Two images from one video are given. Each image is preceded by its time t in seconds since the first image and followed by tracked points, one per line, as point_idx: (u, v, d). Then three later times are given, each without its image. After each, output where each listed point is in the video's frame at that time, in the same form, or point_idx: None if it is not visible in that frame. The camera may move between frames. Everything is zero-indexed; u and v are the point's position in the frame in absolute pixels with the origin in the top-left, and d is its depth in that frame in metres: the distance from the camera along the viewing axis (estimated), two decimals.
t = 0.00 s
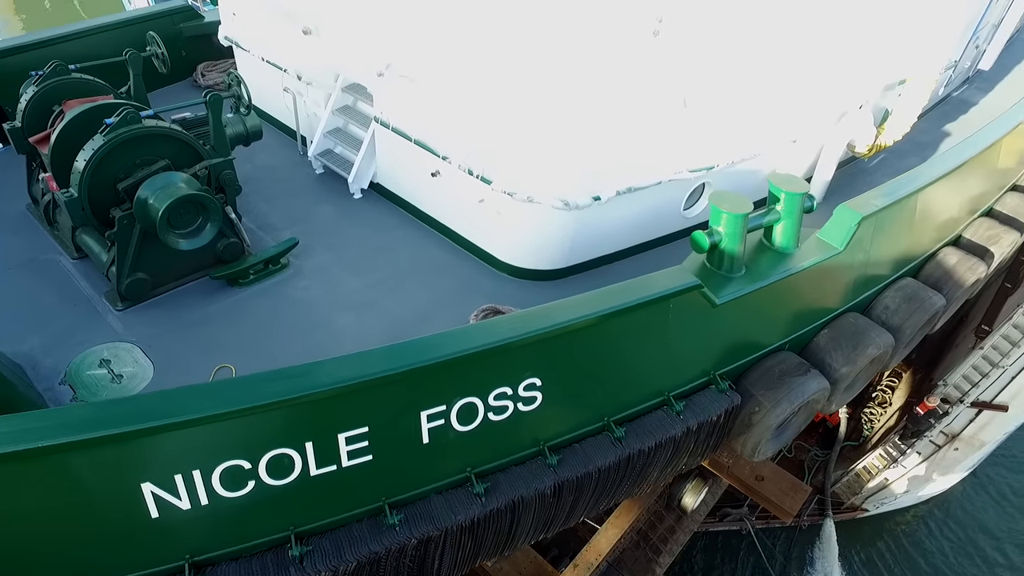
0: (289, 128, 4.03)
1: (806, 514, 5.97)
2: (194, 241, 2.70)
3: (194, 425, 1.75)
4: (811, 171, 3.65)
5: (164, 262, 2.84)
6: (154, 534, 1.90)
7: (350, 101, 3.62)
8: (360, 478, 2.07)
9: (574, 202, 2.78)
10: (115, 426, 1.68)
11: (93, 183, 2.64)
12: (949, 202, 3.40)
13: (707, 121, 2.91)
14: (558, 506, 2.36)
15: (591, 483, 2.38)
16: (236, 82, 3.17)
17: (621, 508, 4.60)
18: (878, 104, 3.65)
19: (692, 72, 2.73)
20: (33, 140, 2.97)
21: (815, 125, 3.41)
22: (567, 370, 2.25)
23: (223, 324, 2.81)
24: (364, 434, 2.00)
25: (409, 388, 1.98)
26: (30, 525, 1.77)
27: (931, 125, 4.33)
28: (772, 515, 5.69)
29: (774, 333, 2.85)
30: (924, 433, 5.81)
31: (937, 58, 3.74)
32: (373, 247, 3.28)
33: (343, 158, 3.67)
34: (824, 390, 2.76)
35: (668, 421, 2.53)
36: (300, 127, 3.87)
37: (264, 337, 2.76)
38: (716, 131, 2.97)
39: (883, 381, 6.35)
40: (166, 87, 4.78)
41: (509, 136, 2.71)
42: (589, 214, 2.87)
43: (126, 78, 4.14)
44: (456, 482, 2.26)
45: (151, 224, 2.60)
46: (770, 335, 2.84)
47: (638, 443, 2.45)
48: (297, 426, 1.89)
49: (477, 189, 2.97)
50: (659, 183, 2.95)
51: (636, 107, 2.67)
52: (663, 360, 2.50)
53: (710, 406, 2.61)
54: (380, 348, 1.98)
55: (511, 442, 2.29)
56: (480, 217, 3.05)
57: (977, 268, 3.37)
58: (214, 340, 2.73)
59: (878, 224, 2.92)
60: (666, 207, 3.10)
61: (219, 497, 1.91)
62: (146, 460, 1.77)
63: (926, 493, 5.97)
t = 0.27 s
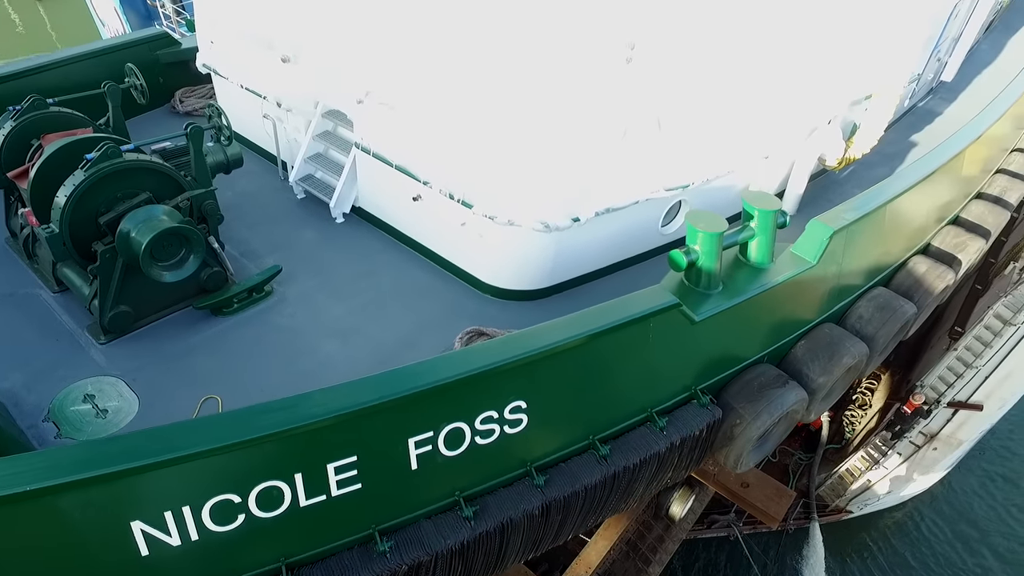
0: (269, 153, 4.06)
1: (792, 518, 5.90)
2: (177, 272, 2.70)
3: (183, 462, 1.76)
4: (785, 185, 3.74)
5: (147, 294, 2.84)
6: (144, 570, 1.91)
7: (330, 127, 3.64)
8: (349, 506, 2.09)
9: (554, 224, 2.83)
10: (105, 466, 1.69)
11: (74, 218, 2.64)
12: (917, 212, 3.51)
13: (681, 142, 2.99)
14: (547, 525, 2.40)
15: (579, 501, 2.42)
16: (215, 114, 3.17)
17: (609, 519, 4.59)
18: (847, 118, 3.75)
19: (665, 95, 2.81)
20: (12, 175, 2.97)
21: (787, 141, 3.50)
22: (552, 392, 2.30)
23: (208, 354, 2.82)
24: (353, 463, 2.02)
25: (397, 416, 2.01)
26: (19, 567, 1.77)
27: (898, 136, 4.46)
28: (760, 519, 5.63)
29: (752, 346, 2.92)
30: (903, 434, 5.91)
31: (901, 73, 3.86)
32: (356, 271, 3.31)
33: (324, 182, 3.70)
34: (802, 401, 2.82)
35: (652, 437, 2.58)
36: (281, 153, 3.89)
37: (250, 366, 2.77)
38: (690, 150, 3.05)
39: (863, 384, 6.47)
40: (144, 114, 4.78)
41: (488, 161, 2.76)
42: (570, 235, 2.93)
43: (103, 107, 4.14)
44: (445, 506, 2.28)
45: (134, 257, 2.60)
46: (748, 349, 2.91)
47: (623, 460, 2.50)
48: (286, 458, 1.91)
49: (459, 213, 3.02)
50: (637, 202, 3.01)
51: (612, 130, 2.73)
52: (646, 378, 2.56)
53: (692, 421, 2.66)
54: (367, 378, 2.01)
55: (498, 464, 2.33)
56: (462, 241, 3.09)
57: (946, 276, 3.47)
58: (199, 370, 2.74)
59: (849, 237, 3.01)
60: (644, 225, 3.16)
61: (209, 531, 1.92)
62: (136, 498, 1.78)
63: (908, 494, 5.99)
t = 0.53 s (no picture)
0: (249, 179, 4.07)
1: (777, 523, 5.88)
2: (158, 305, 2.73)
3: (173, 500, 1.77)
4: (758, 199, 3.84)
5: (130, 327, 2.84)
6: None
7: (310, 152, 3.65)
8: (339, 535, 2.11)
9: (534, 247, 2.88)
10: (93, 508, 1.70)
11: (53, 254, 2.64)
12: (886, 223, 3.61)
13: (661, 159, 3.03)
14: (535, 546, 2.43)
15: (566, 520, 2.46)
16: (195, 147, 3.22)
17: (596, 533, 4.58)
18: (816, 130, 3.85)
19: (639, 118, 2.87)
20: None
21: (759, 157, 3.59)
22: (536, 414, 2.34)
23: (192, 386, 2.82)
24: (342, 493, 2.05)
25: (384, 445, 2.04)
26: None
27: (866, 147, 4.58)
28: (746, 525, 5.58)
29: (731, 360, 2.99)
30: (883, 436, 5.93)
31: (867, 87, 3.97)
32: (339, 297, 3.33)
33: (305, 208, 3.72)
34: (780, 413, 2.89)
35: (635, 454, 2.63)
36: (261, 179, 3.91)
37: (235, 396, 2.78)
38: (666, 168, 3.10)
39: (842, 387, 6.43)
40: (121, 141, 4.77)
41: (468, 187, 2.81)
42: (549, 256, 2.98)
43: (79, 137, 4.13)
44: (433, 531, 2.31)
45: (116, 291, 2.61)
46: (727, 363, 2.97)
47: (608, 478, 2.54)
48: (275, 491, 1.92)
49: (440, 237, 3.05)
50: (615, 222, 3.07)
51: (588, 155, 2.79)
52: (628, 396, 2.61)
53: (675, 437, 2.72)
54: (353, 408, 2.04)
55: (485, 487, 2.36)
56: (444, 264, 3.13)
57: (915, 284, 3.57)
58: (185, 402, 2.75)
59: (821, 251, 3.09)
60: (623, 243, 3.23)
61: (200, 567, 1.93)
62: (125, 538, 1.78)
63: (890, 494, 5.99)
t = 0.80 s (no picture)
0: (229, 206, 4.08)
1: (763, 528, 5.77)
2: (142, 338, 2.73)
3: (163, 539, 1.79)
4: (733, 213, 3.93)
5: (113, 361, 2.84)
6: None
7: (290, 178, 3.66)
8: (329, 565, 2.14)
9: (515, 269, 2.92)
10: (82, 550, 1.71)
11: (35, 291, 2.64)
12: (856, 235, 3.72)
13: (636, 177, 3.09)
14: (524, 567, 2.46)
15: (553, 540, 2.50)
16: (176, 179, 3.24)
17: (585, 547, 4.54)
18: (787, 144, 3.94)
19: (615, 141, 2.93)
20: None
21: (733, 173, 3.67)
22: (521, 436, 2.39)
23: (177, 418, 2.83)
24: (331, 523, 2.07)
25: (372, 474, 2.07)
26: None
27: (836, 159, 4.70)
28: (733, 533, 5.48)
29: (711, 375, 3.05)
30: (862, 439, 5.94)
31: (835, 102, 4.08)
32: (323, 323, 3.35)
33: (287, 234, 3.74)
34: (760, 425, 2.96)
35: (619, 472, 2.68)
36: (241, 206, 3.92)
37: (221, 426, 2.79)
38: (644, 188, 3.15)
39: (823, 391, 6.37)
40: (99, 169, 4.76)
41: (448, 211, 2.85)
42: (530, 278, 3.03)
43: (62, 174, 4.11)
44: (423, 556, 2.34)
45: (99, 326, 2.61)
46: (707, 378, 3.04)
47: (594, 496, 2.59)
48: (264, 525, 1.94)
49: (422, 261, 3.09)
50: (594, 243, 3.12)
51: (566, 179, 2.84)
52: (610, 414, 2.66)
53: (657, 453, 2.77)
54: (340, 439, 2.07)
55: (472, 510, 2.40)
56: (428, 288, 3.16)
57: (886, 293, 3.68)
58: (171, 434, 2.76)
59: (794, 265, 3.18)
60: (602, 262, 3.29)
61: None
62: None
63: (872, 496, 6.03)
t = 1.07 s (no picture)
0: (210, 233, 4.09)
1: (750, 534, 5.81)
2: (126, 371, 2.73)
3: None
4: (709, 228, 4.01)
5: (95, 395, 2.83)
6: None
7: (271, 206, 3.70)
8: None
9: (497, 292, 2.96)
10: None
11: (15, 327, 2.63)
12: (829, 247, 3.81)
13: (618, 199, 3.13)
14: None
15: (542, 560, 2.53)
16: (158, 212, 3.25)
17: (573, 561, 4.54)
18: (760, 159, 4.03)
19: (593, 164, 2.98)
20: None
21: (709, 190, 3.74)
22: (508, 459, 2.43)
23: (162, 450, 2.83)
24: (321, 553, 2.09)
25: (361, 503, 2.09)
26: None
27: (808, 171, 4.81)
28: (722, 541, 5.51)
29: (692, 390, 3.11)
30: (845, 442, 6.06)
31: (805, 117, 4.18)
32: (308, 349, 3.37)
33: (269, 260, 3.75)
34: (741, 438, 3.02)
35: (605, 489, 2.73)
36: (222, 232, 3.93)
37: (206, 458, 2.80)
38: (625, 210, 3.19)
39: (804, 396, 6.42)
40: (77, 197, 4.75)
41: (429, 239, 2.89)
42: (512, 300, 3.07)
43: (40, 206, 4.10)
44: None
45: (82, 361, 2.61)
46: (688, 393, 3.10)
47: (580, 515, 2.63)
48: (254, 559, 1.96)
49: (405, 285, 3.12)
50: (575, 263, 3.17)
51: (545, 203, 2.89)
52: (594, 434, 2.71)
53: (641, 469, 2.82)
54: (328, 469, 2.09)
55: (461, 534, 2.43)
56: (411, 312, 3.19)
57: (859, 303, 3.77)
58: (156, 467, 2.75)
59: (769, 279, 3.25)
60: (583, 281, 3.34)
61: None
62: None
63: (855, 498, 6.12)
